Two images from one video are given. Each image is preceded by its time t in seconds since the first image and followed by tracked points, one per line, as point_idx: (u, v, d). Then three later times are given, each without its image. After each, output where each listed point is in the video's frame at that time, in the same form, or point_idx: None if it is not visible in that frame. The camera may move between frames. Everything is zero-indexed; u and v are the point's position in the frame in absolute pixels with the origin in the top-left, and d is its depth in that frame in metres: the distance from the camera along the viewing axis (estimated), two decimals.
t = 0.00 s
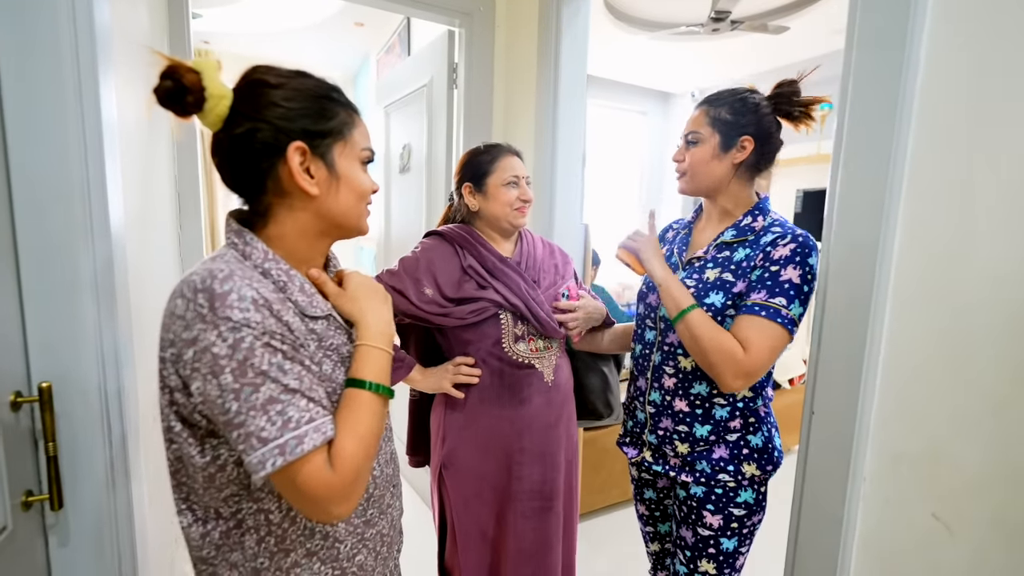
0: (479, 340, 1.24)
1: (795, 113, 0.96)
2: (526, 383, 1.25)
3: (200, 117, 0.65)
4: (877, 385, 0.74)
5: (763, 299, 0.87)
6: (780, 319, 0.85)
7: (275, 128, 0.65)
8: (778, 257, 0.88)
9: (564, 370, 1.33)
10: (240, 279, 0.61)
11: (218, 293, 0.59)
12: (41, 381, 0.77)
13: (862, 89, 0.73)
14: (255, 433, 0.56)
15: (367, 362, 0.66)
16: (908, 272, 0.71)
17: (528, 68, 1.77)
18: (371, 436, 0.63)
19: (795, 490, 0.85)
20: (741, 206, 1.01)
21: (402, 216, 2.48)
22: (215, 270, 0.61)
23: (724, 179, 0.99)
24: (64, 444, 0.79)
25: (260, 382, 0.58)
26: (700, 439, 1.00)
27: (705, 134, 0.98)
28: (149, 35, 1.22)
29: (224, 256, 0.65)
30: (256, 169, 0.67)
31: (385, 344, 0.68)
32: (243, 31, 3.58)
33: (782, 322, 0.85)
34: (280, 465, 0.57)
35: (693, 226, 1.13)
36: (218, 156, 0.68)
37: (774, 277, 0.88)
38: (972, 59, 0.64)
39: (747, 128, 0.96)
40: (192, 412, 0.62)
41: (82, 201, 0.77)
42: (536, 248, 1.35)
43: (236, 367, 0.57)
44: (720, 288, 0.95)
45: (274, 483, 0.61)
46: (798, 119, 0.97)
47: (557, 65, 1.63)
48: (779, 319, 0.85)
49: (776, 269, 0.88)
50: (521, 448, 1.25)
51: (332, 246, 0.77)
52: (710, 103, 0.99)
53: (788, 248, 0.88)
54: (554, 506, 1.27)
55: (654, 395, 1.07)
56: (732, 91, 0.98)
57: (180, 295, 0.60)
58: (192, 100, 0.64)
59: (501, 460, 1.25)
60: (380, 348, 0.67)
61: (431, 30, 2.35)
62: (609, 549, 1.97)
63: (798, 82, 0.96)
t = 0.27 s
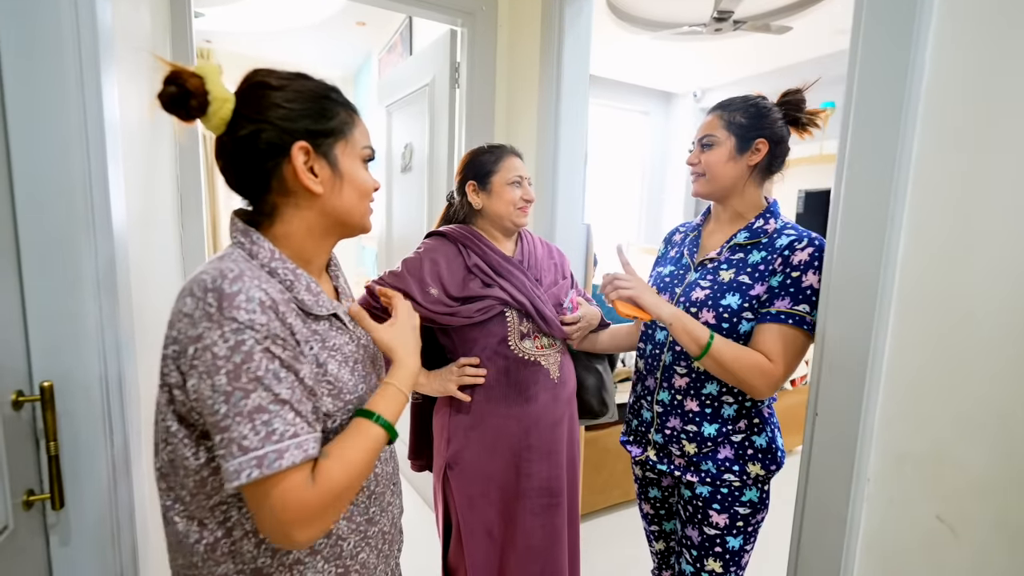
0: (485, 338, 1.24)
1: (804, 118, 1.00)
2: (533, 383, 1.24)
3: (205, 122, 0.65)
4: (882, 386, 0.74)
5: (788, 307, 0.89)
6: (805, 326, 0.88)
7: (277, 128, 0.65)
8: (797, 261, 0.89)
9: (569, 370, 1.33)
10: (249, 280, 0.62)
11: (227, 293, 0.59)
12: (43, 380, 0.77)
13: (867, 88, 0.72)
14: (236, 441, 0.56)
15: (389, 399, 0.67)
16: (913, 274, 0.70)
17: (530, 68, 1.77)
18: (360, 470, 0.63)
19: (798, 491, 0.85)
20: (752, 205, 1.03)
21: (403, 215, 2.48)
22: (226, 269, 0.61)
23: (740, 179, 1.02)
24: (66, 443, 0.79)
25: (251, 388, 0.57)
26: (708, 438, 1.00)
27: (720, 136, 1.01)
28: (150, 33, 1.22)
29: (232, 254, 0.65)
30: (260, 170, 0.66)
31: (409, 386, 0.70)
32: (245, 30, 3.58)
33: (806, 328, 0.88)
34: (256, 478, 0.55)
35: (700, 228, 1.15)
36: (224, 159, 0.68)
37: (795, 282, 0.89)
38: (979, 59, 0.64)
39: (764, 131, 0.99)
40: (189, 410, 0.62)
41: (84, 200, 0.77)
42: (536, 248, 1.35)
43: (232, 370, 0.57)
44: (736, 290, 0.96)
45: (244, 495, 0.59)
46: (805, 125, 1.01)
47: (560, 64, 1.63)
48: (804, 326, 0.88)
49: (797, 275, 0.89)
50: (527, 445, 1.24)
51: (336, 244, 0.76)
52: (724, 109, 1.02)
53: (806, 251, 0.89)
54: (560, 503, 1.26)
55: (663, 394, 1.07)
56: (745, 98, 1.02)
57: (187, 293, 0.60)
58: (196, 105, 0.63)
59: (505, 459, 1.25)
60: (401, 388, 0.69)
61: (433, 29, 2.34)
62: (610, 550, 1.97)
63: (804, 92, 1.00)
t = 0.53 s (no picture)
0: (489, 336, 1.23)
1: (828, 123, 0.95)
2: (538, 381, 1.24)
3: (232, 129, 0.67)
4: (889, 387, 0.73)
5: (798, 304, 0.89)
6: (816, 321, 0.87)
7: (300, 131, 0.67)
8: (810, 257, 0.89)
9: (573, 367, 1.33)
10: (264, 291, 0.62)
11: (240, 304, 0.59)
12: (46, 383, 0.77)
13: (874, 87, 0.72)
14: (216, 452, 0.56)
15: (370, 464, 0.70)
16: (920, 274, 0.69)
17: (533, 66, 1.76)
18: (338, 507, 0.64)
19: (805, 493, 0.84)
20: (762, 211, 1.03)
21: (405, 215, 2.48)
22: (243, 278, 0.62)
23: (748, 185, 1.02)
24: (69, 446, 0.79)
25: (241, 403, 0.57)
26: (715, 438, 0.99)
27: (733, 137, 1.00)
28: (152, 33, 1.21)
29: (253, 260, 0.66)
30: (283, 173, 0.68)
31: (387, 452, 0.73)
32: (246, 29, 3.58)
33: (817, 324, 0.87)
34: (222, 490, 0.56)
35: (711, 226, 1.14)
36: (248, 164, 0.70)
37: (807, 278, 0.88)
38: (988, 56, 0.63)
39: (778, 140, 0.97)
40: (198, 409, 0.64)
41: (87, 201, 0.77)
42: (542, 249, 1.34)
43: (230, 382, 0.57)
44: (746, 286, 0.96)
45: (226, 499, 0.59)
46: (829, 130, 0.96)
47: (563, 62, 1.62)
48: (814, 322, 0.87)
49: (808, 271, 0.88)
50: (532, 445, 1.24)
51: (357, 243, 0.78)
52: (741, 106, 1.00)
53: (819, 246, 0.88)
54: (564, 502, 1.27)
55: (670, 392, 1.07)
56: (767, 96, 0.99)
57: (206, 298, 0.61)
58: (223, 112, 0.65)
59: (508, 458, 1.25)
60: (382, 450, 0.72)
61: (435, 28, 2.34)
62: (614, 550, 1.97)
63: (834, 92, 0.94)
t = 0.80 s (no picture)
0: (483, 334, 1.23)
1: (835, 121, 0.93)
2: (532, 378, 1.24)
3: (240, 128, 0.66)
4: (888, 386, 0.73)
5: (796, 305, 0.88)
6: (812, 324, 0.87)
7: (309, 128, 0.67)
8: (807, 258, 0.88)
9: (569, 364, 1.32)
10: (285, 291, 0.62)
11: (263, 304, 0.59)
12: (41, 381, 0.77)
13: (874, 85, 0.71)
14: (244, 446, 0.57)
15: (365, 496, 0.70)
16: (920, 274, 0.69)
17: (532, 65, 1.76)
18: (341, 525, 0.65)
19: (804, 493, 0.84)
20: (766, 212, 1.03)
21: (405, 214, 2.47)
22: (264, 277, 0.62)
23: (752, 190, 1.01)
24: (65, 445, 0.79)
25: (267, 399, 0.58)
26: (713, 438, 0.99)
27: (738, 142, 0.98)
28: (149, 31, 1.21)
29: (268, 258, 0.65)
30: (293, 171, 0.68)
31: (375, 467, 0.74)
32: (245, 27, 3.58)
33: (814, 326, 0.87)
34: (254, 483, 0.57)
35: (710, 224, 1.13)
36: (257, 162, 0.69)
37: (804, 280, 0.88)
38: (988, 54, 0.62)
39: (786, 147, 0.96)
40: (215, 403, 0.64)
41: (83, 199, 0.76)
42: (541, 243, 1.33)
43: (254, 379, 0.57)
44: (742, 286, 0.96)
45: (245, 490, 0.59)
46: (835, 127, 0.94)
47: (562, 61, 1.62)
48: (811, 324, 0.87)
49: (806, 272, 0.88)
50: (529, 443, 1.24)
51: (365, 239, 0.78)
52: (749, 108, 0.97)
53: (816, 248, 0.88)
54: (560, 500, 1.26)
55: (666, 391, 1.06)
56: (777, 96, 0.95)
57: (225, 295, 0.61)
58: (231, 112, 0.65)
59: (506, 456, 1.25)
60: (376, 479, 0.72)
61: (434, 27, 2.33)
62: (613, 550, 1.97)
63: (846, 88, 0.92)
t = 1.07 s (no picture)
0: (478, 335, 1.23)
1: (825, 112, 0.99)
2: (527, 378, 1.24)
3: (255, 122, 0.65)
4: (890, 383, 0.73)
5: (804, 307, 0.87)
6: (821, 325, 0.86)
7: (323, 130, 0.67)
8: (813, 259, 0.88)
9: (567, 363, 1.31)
10: (288, 288, 0.62)
11: (265, 300, 0.60)
12: (41, 380, 0.77)
13: (875, 82, 0.71)
14: (243, 441, 0.57)
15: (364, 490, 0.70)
16: (921, 271, 0.69)
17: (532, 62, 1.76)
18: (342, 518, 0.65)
19: (804, 491, 0.84)
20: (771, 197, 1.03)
21: (405, 212, 2.47)
22: (267, 274, 0.62)
23: (760, 174, 1.01)
24: (65, 444, 0.79)
25: (267, 394, 0.58)
26: (717, 440, 0.99)
27: (744, 126, 0.99)
28: (149, 30, 1.21)
29: (270, 255, 0.66)
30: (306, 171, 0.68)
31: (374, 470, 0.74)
32: (244, 26, 3.57)
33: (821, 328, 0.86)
34: (252, 478, 0.57)
35: (711, 222, 1.13)
36: (268, 159, 0.69)
37: (811, 280, 0.87)
38: (989, 50, 0.62)
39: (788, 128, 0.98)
40: (218, 399, 0.64)
41: (83, 198, 0.76)
42: (540, 241, 1.32)
43: (256, 375, 0.58)
44: (748, 288, 0.95)
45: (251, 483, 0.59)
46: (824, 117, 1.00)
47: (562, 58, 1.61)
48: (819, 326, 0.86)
49: (814, 273, 0.87)
50: (522, 441, 1.23)
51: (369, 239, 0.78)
52: (747, 98, 1.00)
53: (823, 248, 0.87)
54: (553, 499, 1.26)
55: (669, 393, 1.07)
56: (768, 87, 0.99)
57: (229, 291, 0.61)
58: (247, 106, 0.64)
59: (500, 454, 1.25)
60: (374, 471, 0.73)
61: (434, 25, 2.33)
62: (614, 547, 1.97)
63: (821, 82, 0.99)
